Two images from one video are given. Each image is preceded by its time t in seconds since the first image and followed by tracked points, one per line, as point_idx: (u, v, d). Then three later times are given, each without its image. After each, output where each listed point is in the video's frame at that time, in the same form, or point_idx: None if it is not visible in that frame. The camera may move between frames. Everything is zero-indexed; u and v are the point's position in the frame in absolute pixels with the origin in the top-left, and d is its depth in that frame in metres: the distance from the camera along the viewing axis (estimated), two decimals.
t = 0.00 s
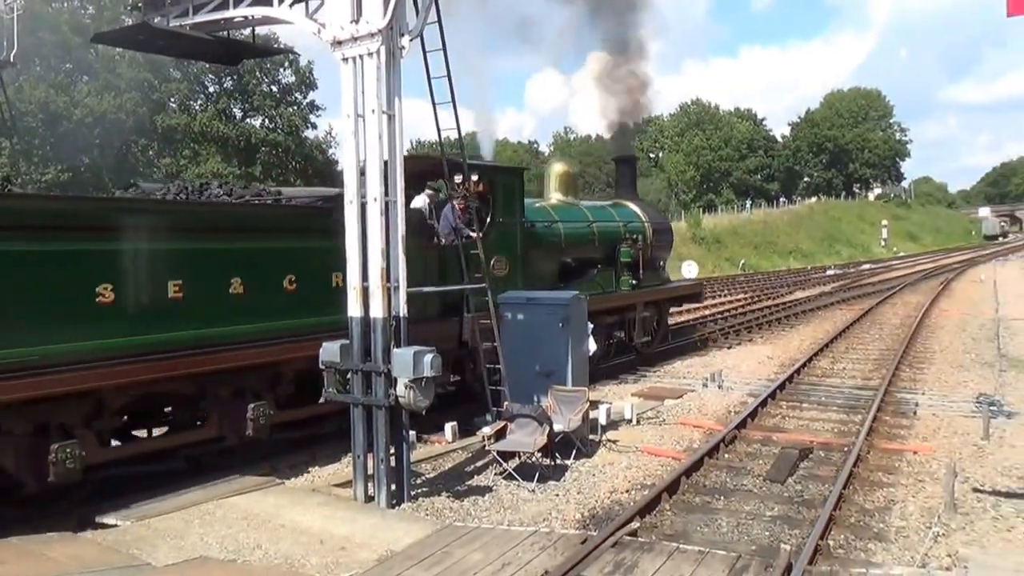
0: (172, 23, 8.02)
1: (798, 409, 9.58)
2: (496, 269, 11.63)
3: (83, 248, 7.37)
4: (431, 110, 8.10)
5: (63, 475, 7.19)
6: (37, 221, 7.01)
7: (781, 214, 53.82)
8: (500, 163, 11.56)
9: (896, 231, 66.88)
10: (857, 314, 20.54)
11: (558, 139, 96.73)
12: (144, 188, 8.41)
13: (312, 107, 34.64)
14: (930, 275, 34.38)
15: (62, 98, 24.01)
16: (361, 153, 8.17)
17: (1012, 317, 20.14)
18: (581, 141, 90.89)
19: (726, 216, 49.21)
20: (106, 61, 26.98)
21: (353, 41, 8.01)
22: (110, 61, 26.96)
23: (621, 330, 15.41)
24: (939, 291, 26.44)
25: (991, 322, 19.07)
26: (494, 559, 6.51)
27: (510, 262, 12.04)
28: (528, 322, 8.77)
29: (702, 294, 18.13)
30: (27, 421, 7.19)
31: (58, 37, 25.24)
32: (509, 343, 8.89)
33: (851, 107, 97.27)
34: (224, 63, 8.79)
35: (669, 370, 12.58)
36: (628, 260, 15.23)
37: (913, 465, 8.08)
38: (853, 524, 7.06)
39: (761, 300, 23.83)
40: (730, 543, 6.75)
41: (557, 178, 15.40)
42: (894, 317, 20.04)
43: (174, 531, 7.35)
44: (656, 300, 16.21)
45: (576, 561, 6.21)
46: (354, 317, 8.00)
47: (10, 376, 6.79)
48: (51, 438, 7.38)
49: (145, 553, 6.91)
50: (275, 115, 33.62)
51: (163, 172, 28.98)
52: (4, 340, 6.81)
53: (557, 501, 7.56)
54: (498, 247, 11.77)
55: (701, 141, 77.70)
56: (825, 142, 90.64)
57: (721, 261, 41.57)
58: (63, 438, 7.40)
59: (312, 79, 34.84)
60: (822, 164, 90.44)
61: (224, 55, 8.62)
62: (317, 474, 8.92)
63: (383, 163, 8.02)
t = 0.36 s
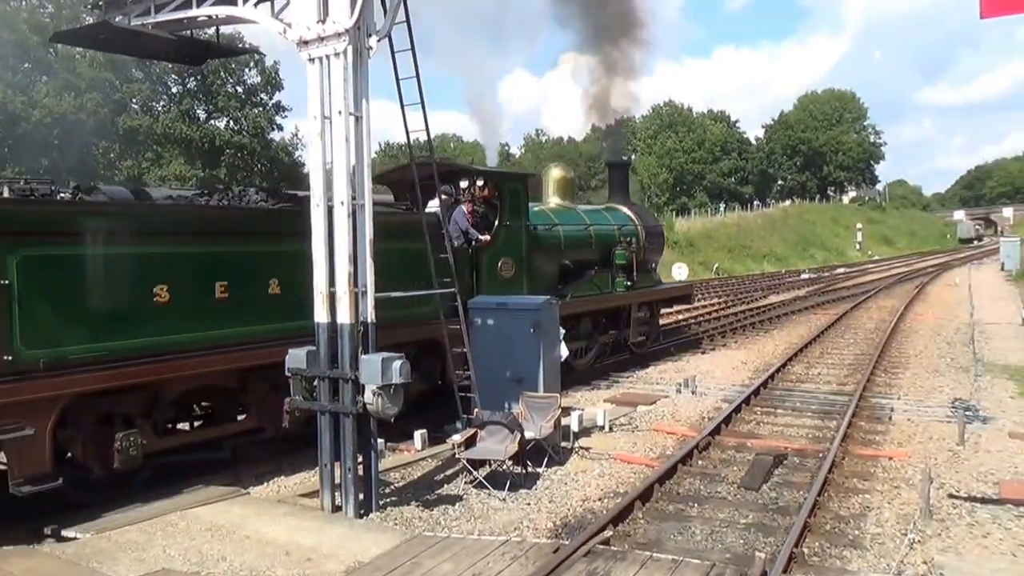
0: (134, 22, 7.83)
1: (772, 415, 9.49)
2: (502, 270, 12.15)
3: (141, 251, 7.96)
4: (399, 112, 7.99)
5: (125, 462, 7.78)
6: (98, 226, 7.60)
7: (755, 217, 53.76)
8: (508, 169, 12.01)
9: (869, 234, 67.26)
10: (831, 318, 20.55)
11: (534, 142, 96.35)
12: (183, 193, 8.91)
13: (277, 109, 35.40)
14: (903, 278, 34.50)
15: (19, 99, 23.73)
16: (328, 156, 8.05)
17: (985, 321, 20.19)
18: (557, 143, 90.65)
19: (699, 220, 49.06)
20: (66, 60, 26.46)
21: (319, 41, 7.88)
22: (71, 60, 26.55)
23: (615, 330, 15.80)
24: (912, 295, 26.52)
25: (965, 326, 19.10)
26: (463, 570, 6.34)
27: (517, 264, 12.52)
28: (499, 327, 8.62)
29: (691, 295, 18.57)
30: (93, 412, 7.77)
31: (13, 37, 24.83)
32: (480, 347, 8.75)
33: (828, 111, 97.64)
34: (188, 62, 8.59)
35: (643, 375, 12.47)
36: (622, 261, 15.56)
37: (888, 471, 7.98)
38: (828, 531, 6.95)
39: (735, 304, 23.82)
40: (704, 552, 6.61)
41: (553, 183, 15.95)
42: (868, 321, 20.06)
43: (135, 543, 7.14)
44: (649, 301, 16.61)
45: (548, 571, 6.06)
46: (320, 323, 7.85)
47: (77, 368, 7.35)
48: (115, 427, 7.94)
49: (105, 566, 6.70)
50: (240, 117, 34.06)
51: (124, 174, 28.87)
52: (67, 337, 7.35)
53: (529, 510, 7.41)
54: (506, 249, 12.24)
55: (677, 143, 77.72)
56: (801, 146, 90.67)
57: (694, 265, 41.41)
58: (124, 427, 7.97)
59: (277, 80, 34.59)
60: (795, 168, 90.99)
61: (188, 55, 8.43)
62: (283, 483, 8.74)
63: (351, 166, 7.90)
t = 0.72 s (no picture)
0: (92, 16, 7.48)
1: (757, 426, 9.24)
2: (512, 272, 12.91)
3: (194, 255, 8.43)
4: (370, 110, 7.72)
5: (175, 455, 8.16)
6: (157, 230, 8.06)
7: (741, 222, 53.19)
8: (515, 175, 12.68)
9: (855, 237, 67.02)
10: (817, 326, 20.33)
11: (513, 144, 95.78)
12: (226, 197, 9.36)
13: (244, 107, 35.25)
14: (892, 286, 34.23)
15: None
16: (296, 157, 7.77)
17: (974, 329, 20.00)
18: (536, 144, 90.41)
19: (684, 225, 48.67)
20: (19, 56, 27.67)
21: (286, 37, 7.58)
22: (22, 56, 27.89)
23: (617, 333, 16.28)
24: (900, 302, 26.30)
25: (954, 335, 18.89)
26: None
27: (523, 265, 13.28)
28: (474, 336, 8.31)
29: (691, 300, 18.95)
30: (143, 408, 8.17)
31: None
32: (454, 357, 8.45)
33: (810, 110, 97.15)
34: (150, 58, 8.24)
35: (626, 385, 12.19)
36: (625, 265, 16.07)
37: (877, 484, 7.74)
38: (815, 545, 6.69)
39: (720, 312, 23.60)
40: (688, 568, 6.34)
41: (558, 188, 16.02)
42: (855, 329, 19.85)
43: (89, 563, 6.78)
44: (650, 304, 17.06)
45: None
46: (287, 332, 7.56)
47: (128, 367, 7.75)
48: (165, 423, 8.33)
49: None
50: (204, 116, 33.44)
51: (83, 174, 28.83)
52: (126, 336, 7.79)
53: (505, 526, 7.10)
54: (512, 251, 12.96)
55: (658, 146, 77.65)
56: (786, 148, 90.14)
57: (679, 270, 40.97)
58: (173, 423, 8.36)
59: (242, 78, 35.03)
60: (780, 171, 90.52)
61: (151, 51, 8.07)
62: (249, 499, 8.38)
63: (320, 168, 7.62)
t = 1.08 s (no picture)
0: (42, 5, 7.02)
1: (749, 441, 8.88)
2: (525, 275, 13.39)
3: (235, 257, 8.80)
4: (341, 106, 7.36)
5: (216, 453, 8.47)
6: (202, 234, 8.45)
7: (732, 225, 52.03)
8: (528, 179, 13.14)
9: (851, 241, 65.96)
10: (811, 336, 19.92)
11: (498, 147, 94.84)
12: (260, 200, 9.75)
13: (209, 101, 36.15)
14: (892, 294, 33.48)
15: None
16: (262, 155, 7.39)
17: (973, 339, 19.64)
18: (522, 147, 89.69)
19: (674, 230, 47.77)
20: None
21: (252, 28, 7.19)
22: None
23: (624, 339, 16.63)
24: (898, 311, 25.76)
25: (952, 344, 18.49)
26: None
27: (536, 267, 13.75)
28: (451, 345, 7.95)
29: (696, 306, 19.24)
30: (185, 408, 8.47)
31: None
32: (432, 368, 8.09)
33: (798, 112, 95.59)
34: (107, 50, 7.77)
35: (614, 398, 11.76)
36: (632, 269, 16.63)
37: (873, 501, 7.39)
38: (810, 566, 6.31)
39: (711, 321, 23.18)
40: None
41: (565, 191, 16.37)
42: (851, 339, 19.43)
43: None
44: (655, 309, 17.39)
45: None
46: (253, 342, 7.14)
47: (173, 367, 8.10)
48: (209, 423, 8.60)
49: None
50: (165, 112, 34.25)
51: (33, 174, 29.67)
52: (170, 337, 8.16)
53: (484, 547, 6.67)
54: (526, 254, 13.43)
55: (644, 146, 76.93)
56: (779, 149, 85.05)
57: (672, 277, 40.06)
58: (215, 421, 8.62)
59: (205, 73, 35.43)
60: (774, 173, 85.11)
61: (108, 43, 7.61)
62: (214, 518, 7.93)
63: (287, 169, 7.25)
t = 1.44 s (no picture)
0: None
1: (740, 454, 8.50)
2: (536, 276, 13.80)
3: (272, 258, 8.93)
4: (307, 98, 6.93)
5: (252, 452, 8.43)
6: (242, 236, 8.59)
7: (723, 225, 51.06)
8: (535, 180, 13.49)
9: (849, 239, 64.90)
10: (804, 343, 19.52)
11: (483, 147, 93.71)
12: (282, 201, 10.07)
13: (162, 91, 36.59)
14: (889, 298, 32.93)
15: None
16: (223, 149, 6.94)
17: (975, 346, 19.34)
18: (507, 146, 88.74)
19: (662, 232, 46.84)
20: None
21: (212, 15, 6.75)
22: None
23: (629, 341, 16.95)
24: (895, 316, 25.32)
25: (951, 352, 18.03)
26: None
27: (546, 268, 14.11)
28: (427, 352, 7.60)
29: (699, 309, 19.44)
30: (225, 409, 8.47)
31: None
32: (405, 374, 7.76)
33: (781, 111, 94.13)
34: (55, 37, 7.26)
35: (599, 410, 11.33)
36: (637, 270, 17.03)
37: (870, 516, 7.01)
38: None
39: (701, 326, 22.85)
40: None
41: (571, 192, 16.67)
42: (847, 346, 19.03)
43: None
44: (659, 310, 17.66)
45: None
46: (213, 349, 6.71)
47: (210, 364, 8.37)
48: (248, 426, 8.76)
49: None
50: (116, 103, 35.10)
51: None
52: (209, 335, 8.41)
53: (459, 567, 6.22)
54: (535, 256, 13.81)
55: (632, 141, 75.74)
56: (772, 145, 82.26)
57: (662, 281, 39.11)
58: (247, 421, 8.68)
59: (159, 62, 36.75)
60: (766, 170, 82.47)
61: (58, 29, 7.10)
62: (172, 537, 7.52)
63: (250, 164, 6.80)
